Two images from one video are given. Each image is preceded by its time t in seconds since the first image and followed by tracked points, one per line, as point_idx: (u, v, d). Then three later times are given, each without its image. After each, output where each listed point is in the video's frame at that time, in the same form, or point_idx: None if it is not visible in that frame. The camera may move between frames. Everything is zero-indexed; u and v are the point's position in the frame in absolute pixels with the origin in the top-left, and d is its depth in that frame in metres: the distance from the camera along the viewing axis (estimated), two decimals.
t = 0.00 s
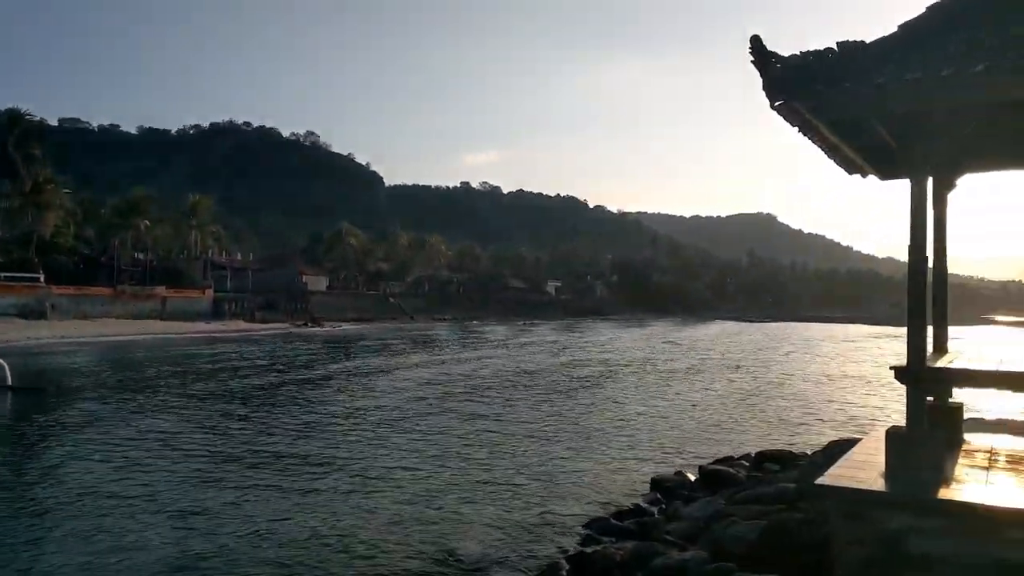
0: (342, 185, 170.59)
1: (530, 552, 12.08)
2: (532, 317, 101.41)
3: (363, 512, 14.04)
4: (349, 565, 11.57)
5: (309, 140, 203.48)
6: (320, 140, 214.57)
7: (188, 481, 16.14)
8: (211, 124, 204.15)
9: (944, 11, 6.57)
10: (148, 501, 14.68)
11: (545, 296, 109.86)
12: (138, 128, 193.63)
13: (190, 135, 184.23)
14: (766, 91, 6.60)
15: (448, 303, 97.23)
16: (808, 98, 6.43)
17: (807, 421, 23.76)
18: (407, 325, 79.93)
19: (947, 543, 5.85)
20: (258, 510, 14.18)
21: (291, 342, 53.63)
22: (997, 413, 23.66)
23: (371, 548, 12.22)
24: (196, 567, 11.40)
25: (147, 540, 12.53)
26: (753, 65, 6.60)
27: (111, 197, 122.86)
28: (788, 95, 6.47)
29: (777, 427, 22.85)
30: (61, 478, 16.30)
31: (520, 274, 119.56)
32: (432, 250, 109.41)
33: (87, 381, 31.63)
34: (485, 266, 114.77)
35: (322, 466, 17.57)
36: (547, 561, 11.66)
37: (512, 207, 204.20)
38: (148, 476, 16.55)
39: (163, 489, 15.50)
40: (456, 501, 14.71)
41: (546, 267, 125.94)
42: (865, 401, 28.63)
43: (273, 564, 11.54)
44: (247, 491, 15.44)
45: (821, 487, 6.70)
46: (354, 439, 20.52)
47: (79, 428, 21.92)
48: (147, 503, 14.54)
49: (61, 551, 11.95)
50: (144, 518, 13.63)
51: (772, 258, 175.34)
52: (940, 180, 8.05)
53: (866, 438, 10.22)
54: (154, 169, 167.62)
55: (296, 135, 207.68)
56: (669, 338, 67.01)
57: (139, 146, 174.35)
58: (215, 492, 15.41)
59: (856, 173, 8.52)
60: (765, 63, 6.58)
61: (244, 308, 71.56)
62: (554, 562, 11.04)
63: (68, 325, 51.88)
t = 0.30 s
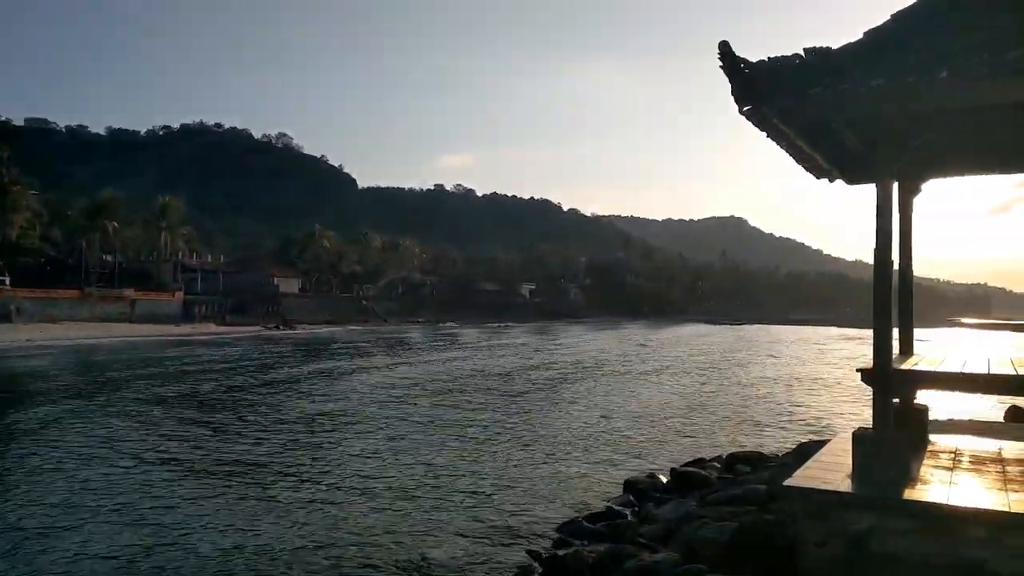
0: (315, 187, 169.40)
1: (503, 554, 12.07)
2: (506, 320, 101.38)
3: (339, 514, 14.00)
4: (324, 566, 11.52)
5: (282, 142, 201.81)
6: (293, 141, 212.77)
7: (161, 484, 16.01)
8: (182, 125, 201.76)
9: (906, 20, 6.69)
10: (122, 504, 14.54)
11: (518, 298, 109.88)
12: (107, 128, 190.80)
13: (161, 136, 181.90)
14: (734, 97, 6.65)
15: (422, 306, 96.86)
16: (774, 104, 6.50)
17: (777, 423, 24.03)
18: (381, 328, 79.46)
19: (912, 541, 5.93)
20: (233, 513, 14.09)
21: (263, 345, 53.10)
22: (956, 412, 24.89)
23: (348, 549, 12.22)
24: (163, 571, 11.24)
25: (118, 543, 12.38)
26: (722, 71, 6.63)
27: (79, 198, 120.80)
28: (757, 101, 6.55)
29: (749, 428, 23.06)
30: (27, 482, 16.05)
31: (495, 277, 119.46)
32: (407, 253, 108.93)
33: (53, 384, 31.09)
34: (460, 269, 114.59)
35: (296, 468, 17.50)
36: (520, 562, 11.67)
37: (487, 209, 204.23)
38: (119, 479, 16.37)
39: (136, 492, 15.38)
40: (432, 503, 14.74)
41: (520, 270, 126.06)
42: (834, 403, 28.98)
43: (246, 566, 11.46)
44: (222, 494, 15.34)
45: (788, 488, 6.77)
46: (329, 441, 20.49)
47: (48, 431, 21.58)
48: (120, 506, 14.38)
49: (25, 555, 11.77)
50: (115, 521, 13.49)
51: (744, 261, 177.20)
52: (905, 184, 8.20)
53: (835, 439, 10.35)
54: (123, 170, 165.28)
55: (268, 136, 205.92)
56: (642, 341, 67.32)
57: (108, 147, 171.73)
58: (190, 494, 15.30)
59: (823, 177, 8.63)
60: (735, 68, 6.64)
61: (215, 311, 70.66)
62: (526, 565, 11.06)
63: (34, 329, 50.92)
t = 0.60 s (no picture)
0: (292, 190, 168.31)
1: (479, 558, 12.02)
2: (483, 323, 101.23)
3: (315, 517, 13.95)
4: (300, 568, 11.51)
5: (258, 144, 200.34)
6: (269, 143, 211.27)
7: (133, 487, 15.87)
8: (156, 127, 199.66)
9: (876, 28, 6.78)
10: (92, 507, 14.39)
11: (496, 302, 109.90)
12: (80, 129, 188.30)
13: (135, 137, 179.85)
14: (707, 103, 6.67)
15: (399, 310, 96.44)
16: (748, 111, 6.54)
17: (752, 427, 24.16)
18: (357, 331, 78.94)
19: (884, 542, 5.97)
20: (207, 515, 14.01)
21: (238, 347, 52.53)
22: (922, 413, 26.41)
23: (323, 551, 12.23)
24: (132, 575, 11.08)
25: (88, 546, 12.25)
26: (695, 77, 6.66)
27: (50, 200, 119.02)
28: (729, 106, 6.58)
29: (724, 431, 23.21)
30: None
31: (473, 281, 119.27)
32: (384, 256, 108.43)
33: (22, 387, 30.56)
34: (437, 272, 114.31)
35: (272, 471, 17.36)
36: (496, 566, 11.62)
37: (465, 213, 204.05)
38: (90, 482, 16.16)
39: (108, 494, 15.24)
40: (408, 506, 14.75)
41: (498, 273, 126.11)
42: (808, 406, 29.26)
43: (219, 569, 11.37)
44: (197, 497, 15.21)
45: (761, 491, 6.80)
46: (304, 444, 20.45)
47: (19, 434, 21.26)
48: (91, 509, 14.23)
49: None
50: (86, 523, 13.35)
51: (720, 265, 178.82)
52: (877, 190, 8.29)
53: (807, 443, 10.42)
54: (96, 172, 163.12)
55: (245, 138, 204.36)
56: (618, 345, 67.54)
57: (80, 148, 169.44)
58: (162, 497, 15.15)
59: (795, 183, 8.71)
60: (708, 74, 6.67)
61: (190, 314, 69.80)
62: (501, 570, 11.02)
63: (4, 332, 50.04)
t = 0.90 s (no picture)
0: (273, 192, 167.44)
1: (460, 560, 11.98)
2: (466, 326, 101.20)
3: (294, 519, 13.96)
4: (278, 569, 11.51)
5: (240, 146, 199.22)
6: (249, 145, 210.04)
7: (114, 489, 15.85)
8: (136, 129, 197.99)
9: (850, 33, 6.87)
10: (73, 510, 14.36)
11: (478, 305, 109.89)
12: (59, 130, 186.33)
13: (114, 139, 178.27)
14: (687, 107, 6.70)
15: (383, 312, 96.18)
16: (727, 115, 6.58)
17: (733, 428, 24.31)
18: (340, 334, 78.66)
19: (863, 542, 6.02)
20: (191, 517, 14.03)
21: (219, 350, 52.13)
22: (907, 413, 26.53)
23: (306, 550, 12.30)
24: None
25: (69, 547, 12.24)
26: (674, 82, 6.70)
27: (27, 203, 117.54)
28: (706, 111, 6.61)
29: (706, 433, 23.35)
30: None
31: (456, 283, 119.27)
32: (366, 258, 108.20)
33: None
34: (420, 274, 114.24)
35: (250, 474, 17.30)
36: (477, 568, 11.60)
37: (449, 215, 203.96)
38: (67, 485, 16.02)
39: (90, 496, 15.24)
40: (392, 506, 14.84)
41: (481, 276, 126.07)
42: (788, 407, 29.51)
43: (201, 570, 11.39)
44: (175, 499, 15.16)
45: (741, 492, 6.80)
46: (285, 446, 20.42)
47: None
48: (72, 511, 14.21)
49: None
50: (68, 525, 13.36)
51: (701, 267, 179.99)
52: (853, 193, 8.39)
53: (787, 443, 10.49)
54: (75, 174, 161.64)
55: (226, 140, 203.13)
56: (600, 346, 67.78)
57: (58, 150, 167.61)
58: (143, 499, 15.16)
59: (774, 186, 8.78)
60: (687, 79, 6.68)
61: (170, 317, 69.23)
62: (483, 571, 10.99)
63: None
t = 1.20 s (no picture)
0: (255, 195, 166.62)
1: (442, 565, 11.93)
2: (450, 329, 101.17)
3: (274, 524, 13.84)
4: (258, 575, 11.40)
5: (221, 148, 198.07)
6: (231, 148, 208.90)
7: (93, 494, 15.68)
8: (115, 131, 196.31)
9: (829, 40, 6.92)
10: (53, 515, 14.21)
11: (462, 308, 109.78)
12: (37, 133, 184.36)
13: (93, 142, 176.73)
14: (666, 112, 6.68)
15: (366, 315, 95.91)
16: (704, 120, 6.61)
17: (714, 431, 24.46)
18: (323, 337, 78.35)
19: (840, 545, 6.06)
20: (170, 522, 13.87)
21: (200, 354, 51.74)
22: (882, 416, 26.91)
23: (288, 555, 12.23)
24: None
25: (47, 554, 12.11)
26: (655, 86, 6.70)
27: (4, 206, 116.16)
28: (686, 115, 6.62)
29: (688, 435, 23.46)
30: None
31: (440, 286, 119.14)
32: (349, 261, 107.99)
33: None
34: (404, 277, 114.14)
35: (230, 479, 17.15)
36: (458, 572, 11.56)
37: (433, 218, 203.86)
38: (43, 491, 15.80)
39: (70, 502, 15.04)
40: (374, 511, 14.77)
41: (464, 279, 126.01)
42: (770, 410, 29.71)
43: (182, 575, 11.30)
44: (154, 505, 14.98)
45: (721, 495, 6.82)
46: (266, 450, 20.28)
47: None
48: (49, 517, 14.02)
49: None
50: (47, 531, 13.18)
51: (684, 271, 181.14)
52: (833, 197, 8.45)
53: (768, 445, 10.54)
54: (54, 177, 160.00)
55: (207, 143, 201.89)
56: (583, 350, 67.98)
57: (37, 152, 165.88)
58: (124, 505, 15.00)
59: (754, 191, 8.83)
60: (667, 83, 6.67)
61: (150, 321, 68.58)
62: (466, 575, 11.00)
63: None
